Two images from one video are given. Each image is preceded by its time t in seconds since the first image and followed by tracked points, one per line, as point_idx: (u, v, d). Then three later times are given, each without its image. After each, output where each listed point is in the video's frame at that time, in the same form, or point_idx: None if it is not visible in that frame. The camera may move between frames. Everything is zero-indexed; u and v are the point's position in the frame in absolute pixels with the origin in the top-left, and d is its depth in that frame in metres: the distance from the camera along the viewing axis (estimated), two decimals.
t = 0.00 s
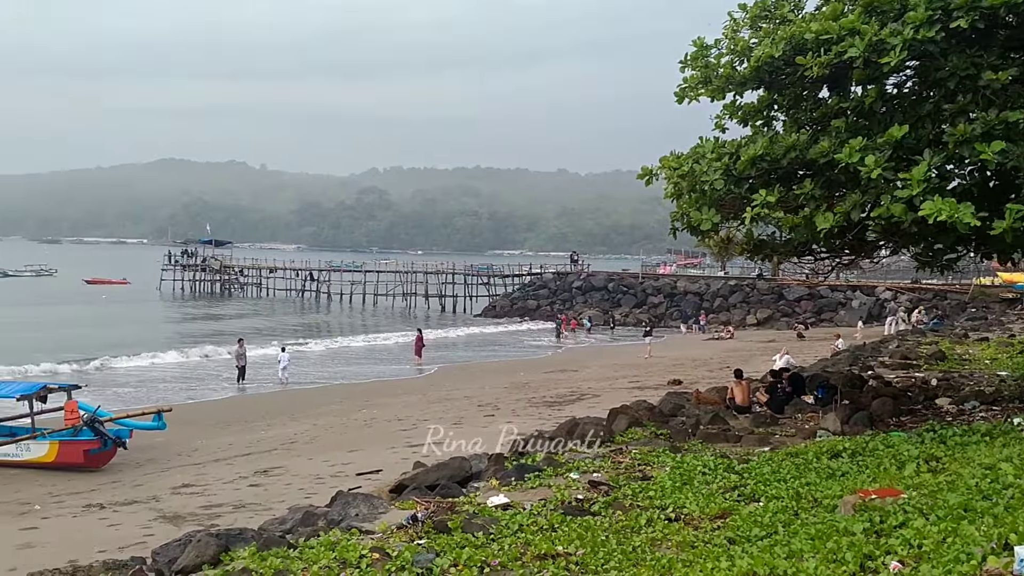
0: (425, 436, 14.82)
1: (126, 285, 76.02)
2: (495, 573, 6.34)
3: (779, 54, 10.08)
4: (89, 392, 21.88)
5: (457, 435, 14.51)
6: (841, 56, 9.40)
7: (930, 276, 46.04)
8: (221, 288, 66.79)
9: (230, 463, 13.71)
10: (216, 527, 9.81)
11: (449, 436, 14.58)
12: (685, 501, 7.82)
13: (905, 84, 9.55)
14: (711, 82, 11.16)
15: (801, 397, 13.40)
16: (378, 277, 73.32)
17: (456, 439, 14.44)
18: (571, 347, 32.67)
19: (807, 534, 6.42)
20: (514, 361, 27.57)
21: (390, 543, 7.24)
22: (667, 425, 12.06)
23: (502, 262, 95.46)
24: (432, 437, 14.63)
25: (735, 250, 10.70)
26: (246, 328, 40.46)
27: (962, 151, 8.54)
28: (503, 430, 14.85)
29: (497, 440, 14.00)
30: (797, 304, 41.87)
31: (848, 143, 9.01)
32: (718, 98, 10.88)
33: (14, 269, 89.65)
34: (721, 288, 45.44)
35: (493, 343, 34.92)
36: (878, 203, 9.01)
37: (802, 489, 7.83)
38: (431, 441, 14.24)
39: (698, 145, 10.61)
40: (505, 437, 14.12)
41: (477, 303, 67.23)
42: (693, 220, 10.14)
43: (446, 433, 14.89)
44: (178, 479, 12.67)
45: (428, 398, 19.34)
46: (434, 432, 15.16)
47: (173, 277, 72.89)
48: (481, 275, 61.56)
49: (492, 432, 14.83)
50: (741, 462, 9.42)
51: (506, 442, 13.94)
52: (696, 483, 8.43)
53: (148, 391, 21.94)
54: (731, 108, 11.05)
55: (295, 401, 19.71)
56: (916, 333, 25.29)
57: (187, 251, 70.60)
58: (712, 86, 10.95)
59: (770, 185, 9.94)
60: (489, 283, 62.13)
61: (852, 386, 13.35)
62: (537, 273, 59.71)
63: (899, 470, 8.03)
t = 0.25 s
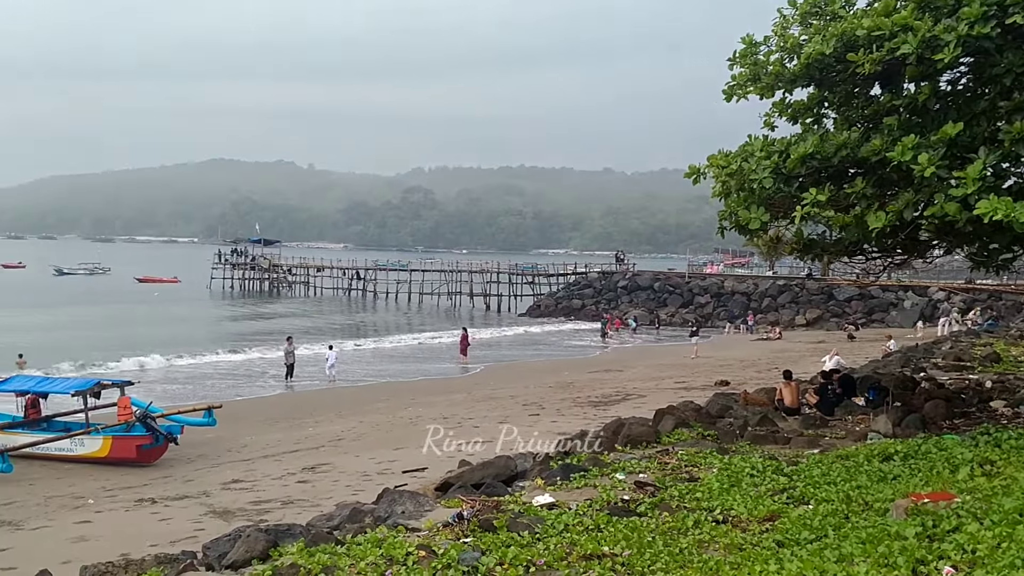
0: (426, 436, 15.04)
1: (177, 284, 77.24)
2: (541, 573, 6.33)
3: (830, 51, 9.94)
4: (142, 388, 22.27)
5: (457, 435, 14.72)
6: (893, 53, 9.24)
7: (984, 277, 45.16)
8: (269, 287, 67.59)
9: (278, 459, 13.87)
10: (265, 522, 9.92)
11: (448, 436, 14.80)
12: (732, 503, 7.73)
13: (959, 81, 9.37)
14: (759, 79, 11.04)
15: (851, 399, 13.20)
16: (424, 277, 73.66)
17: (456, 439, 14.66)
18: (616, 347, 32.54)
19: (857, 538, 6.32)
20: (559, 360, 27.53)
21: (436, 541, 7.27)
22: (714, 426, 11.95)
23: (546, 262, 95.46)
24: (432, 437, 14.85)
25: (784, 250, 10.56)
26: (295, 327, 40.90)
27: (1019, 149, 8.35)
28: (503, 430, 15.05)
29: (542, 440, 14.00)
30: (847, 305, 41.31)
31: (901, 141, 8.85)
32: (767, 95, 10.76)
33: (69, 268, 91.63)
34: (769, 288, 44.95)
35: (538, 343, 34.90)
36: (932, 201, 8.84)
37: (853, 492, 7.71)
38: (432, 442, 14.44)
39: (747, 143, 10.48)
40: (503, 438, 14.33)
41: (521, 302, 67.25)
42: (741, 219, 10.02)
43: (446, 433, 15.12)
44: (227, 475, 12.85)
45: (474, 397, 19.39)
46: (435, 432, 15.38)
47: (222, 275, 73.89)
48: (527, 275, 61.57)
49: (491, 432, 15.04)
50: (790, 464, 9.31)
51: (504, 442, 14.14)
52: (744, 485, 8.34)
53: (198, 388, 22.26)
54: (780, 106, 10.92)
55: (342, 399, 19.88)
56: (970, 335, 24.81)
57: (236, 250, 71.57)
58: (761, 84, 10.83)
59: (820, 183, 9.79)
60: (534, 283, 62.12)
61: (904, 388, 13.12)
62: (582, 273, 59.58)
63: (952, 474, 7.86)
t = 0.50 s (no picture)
0: (426, 436, 15.16)
1: (206, 284, 77.86)
2: (568, 574, 6.33)
3: (860, 50, 9.84)
4: (173, 387, 22.46)
5: (457, 435, 14.85)
6: (924, 51, 9.14)
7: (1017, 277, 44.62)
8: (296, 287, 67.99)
9: (305, 457, 13.95)
10: (293, 520, 9.98)
11: (448, 436, 14.92)
12: (761, 505, 7.69)
13: (991, 80, 9.26)
14: (788, 78, 10.96)
15: (881, 400, 13.08)
16: (449, 277, 73.81)
17: (455, 439, 14.78)
18: (642, 347, 32.44)
19: (887, 540, 6.27)
20: (586, 360, 27.49)
21: (463, 540, 7.28)
22: (742, 427, 11.90)
23: (572, 263, 95.36)
24: (432, 437, 14.97)
25: (814, 250, 10.48)
26: (323, 327, 41.10)
27: None
28: (503, 430, 15.17)
29: (568, 440, 14.00)
30: (876, 305, 40.97)
31: (932, 140, 8.74)
32: (796, 94, 10.68)
33: (99, 268, 92.65)
34: (797, 288, 44.63)
35: (564, 343, 34.86)
36: (963, 201, 8.74)
37: (883, 494, 7.64)
38: (431, 441, 14.56)
39: (775, 142, 10.40)
40: (502, 438, 14.45)
41: (547, 302, 67.22)
42: (770, 218, 9.94)
43: (446, 433, 15.25)
44: (256, 473, 12.95)
45: (500, 396, 19.42)
46: (434, 431, 15.52)
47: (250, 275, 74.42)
48: (552, 274, 61.51)
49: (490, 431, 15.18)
50: (819, 466, 9.24)
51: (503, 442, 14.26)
52: (772, 486, 8.30)
53: (227, 387, 22.43)
54: (809, 104, 10.84)
55: (369, 398, 19.97)
56: (1002, 335, 24.52)
57: (264, 251, 72.05)
58: (789, 82, 10.76)
59: (850, 182, 9.70)
60: (560, 283, 62.06)
61: (935, 389, 12.98)
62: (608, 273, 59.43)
63: (984, 476, 7.78)
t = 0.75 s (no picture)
0: (426, 436, 15.32)
1: (229, 284, 78.39)
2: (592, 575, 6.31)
3: (886, 48, 9.74)
4: (199, 386, 22.64)
5: (457, 435, 15.00)
6: (951, 50, 9.04)
7: None
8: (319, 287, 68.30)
9: (329, 457, 14.02)
10: (318, 519, 10.03)
11: (448, 436, 15.08)
12: (787, 506, 7.64)
13: (1020, 78, 9.14)
14: (814, 77, 10.87)
15: (907, 401, 12.98)
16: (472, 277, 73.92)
17: (455, 439, 14.93)
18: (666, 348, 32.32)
19: (914, 543, 6.21)
20: (609, 361, 27.41)
21: (487, 540, 7.28)
22: (767, 429, 11.83)
23: (595, 263, 95.19)
24: (432, 437, 15.12)
25: (840, 250, 10.40)
26: (347, 327, 41.27)
27: None
28: (502, 430, 15.32)
29: (591, 440, 13.97)
30: (902, 306, 40.61)
31: (960, 139, 8.65)
32: (822, 93, 10.60)
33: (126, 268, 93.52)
34: (822, 289, 44.30)
35: (586, 344, 34.79)
36: (992, 200, 8.63)
37: (910, 496, 7.57)
38: (431, 441, 14.70)
39: (801, 142, 10.31)
40: (502, 438, 14.60)
41: (570, 302, 67.17)
42: (795, 218, 9.87)
43: (446, 433, 15.40)
44: (281, 472, 13.02)
45: (524, 397, 19.42)
46: (434, 431, 15.68)
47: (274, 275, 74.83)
48: (575, 275, 61.40)
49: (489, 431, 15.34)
50: (845, 467, 9.17)
51: (502, 442, 14.42)
52: (798, 488, 8.24)
53: (252, 387, 22.56)
54: (835, 103, 10.75)
55: (393, 398, 20.02)
56: None
57: (287, 251, 72.45)
58: (815, 81, 10.69)
59: (876, 182, 9.60)
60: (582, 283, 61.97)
61: (962, 391, 12.86)
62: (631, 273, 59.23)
63: (1013, 479, 7.68)
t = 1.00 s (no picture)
0: (426, 435, 15.54)
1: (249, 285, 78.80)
2: None
3: (908, 48, 9.65)
4: (220, 387, 22.78)
5: (456, 435, 15.22)
6: (975, 49, 8.94)
7: None
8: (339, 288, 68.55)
9: (348, 457, 14.06)
10: (337, 519, 10.05)
11: (448, 436, 15.30)
12: (808, 509, 7.59)
13: None
14: (836, 77, 10.79)
15: (930, 404, 12.87)
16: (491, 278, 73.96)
17: (455, 439, 15.16)
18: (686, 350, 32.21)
19: (938, 546, 6.15)
20: (629, 362, 27.35)
21: (506, 542, 7.28)
22: (788, 431, 11.76)
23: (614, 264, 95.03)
24: (432, 437, 15.33)
25: (862, 251, 10.31)
26: (366, 328, 41.37)
27: None
28: (502, 429, 15.53)
29: (611, 442, 13.95)
30: (924, 307, 40.30)
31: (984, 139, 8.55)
32: (844, 93, 10.52)
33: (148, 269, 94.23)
34: (843, 290, 44.02)
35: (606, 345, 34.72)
36: (1016, 201, 8.53)
37: (933, 499, 7.50)
38: (431, 441, 14.92)
39: (822, 142, 10.22)
40: (501, 437, 14.82)
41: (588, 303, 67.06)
42: (817, 219, 9.79)
43: (446, 433, 15.62)
44: (301, 473, 13.06)
45: (543, 398, 19.41)
46: (434, 431, 15.90)
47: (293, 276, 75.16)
48: (593, 275, 61.30)
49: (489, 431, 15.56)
50: (867, 470, 9.10)
51: (501, 441, 14.64)
52: (819, 491, 8.18)
53: (273, 387, 22.65)
54: (857, 103, 10.66)
55: (412, 399, 20.06)
56: None
57: (307, 252, 72.74)
58: (837, 81, 10.63)
59: (899, 183, 9.50)
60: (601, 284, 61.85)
61: (986, 393, 12.74)
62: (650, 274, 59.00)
63: None
